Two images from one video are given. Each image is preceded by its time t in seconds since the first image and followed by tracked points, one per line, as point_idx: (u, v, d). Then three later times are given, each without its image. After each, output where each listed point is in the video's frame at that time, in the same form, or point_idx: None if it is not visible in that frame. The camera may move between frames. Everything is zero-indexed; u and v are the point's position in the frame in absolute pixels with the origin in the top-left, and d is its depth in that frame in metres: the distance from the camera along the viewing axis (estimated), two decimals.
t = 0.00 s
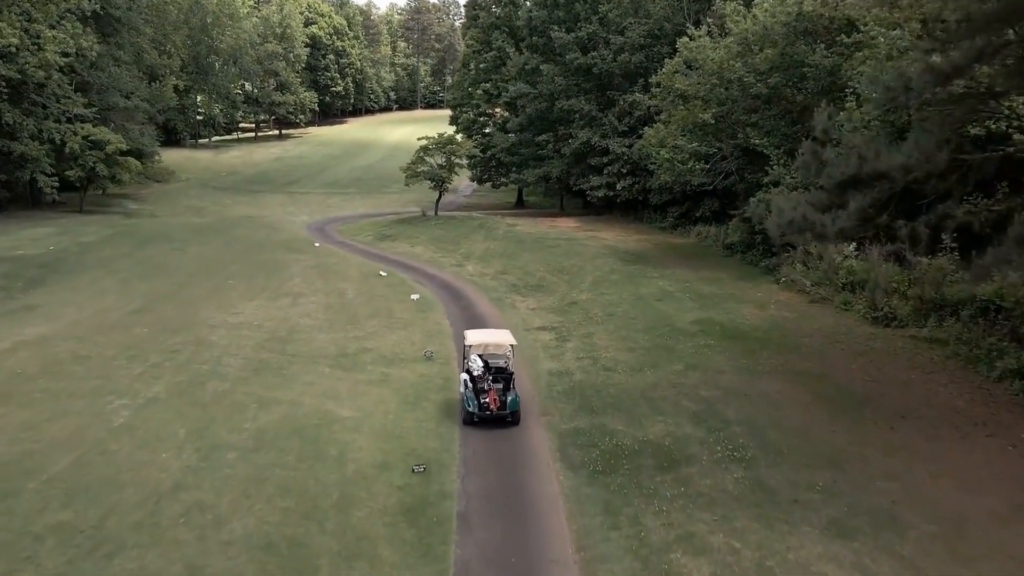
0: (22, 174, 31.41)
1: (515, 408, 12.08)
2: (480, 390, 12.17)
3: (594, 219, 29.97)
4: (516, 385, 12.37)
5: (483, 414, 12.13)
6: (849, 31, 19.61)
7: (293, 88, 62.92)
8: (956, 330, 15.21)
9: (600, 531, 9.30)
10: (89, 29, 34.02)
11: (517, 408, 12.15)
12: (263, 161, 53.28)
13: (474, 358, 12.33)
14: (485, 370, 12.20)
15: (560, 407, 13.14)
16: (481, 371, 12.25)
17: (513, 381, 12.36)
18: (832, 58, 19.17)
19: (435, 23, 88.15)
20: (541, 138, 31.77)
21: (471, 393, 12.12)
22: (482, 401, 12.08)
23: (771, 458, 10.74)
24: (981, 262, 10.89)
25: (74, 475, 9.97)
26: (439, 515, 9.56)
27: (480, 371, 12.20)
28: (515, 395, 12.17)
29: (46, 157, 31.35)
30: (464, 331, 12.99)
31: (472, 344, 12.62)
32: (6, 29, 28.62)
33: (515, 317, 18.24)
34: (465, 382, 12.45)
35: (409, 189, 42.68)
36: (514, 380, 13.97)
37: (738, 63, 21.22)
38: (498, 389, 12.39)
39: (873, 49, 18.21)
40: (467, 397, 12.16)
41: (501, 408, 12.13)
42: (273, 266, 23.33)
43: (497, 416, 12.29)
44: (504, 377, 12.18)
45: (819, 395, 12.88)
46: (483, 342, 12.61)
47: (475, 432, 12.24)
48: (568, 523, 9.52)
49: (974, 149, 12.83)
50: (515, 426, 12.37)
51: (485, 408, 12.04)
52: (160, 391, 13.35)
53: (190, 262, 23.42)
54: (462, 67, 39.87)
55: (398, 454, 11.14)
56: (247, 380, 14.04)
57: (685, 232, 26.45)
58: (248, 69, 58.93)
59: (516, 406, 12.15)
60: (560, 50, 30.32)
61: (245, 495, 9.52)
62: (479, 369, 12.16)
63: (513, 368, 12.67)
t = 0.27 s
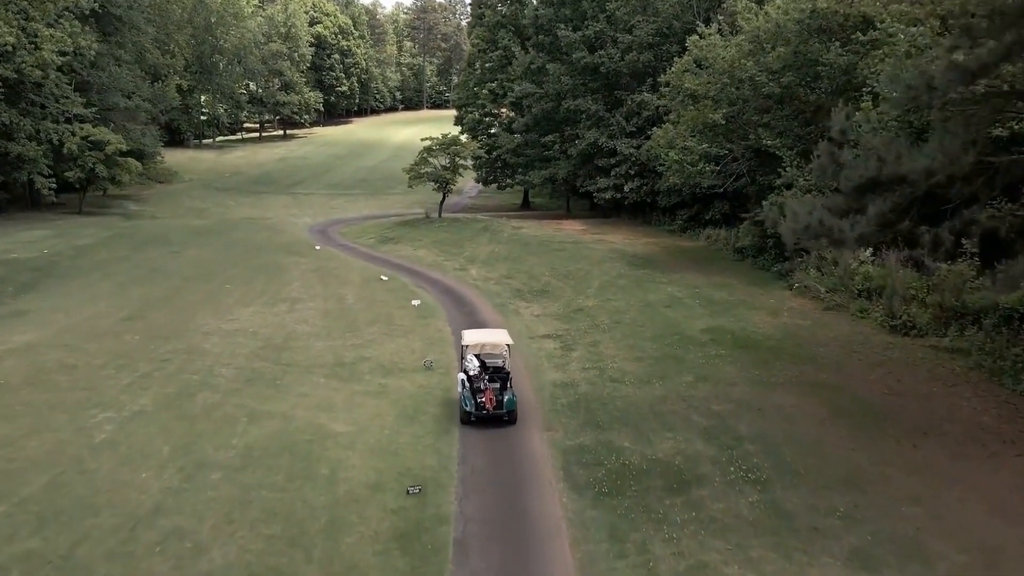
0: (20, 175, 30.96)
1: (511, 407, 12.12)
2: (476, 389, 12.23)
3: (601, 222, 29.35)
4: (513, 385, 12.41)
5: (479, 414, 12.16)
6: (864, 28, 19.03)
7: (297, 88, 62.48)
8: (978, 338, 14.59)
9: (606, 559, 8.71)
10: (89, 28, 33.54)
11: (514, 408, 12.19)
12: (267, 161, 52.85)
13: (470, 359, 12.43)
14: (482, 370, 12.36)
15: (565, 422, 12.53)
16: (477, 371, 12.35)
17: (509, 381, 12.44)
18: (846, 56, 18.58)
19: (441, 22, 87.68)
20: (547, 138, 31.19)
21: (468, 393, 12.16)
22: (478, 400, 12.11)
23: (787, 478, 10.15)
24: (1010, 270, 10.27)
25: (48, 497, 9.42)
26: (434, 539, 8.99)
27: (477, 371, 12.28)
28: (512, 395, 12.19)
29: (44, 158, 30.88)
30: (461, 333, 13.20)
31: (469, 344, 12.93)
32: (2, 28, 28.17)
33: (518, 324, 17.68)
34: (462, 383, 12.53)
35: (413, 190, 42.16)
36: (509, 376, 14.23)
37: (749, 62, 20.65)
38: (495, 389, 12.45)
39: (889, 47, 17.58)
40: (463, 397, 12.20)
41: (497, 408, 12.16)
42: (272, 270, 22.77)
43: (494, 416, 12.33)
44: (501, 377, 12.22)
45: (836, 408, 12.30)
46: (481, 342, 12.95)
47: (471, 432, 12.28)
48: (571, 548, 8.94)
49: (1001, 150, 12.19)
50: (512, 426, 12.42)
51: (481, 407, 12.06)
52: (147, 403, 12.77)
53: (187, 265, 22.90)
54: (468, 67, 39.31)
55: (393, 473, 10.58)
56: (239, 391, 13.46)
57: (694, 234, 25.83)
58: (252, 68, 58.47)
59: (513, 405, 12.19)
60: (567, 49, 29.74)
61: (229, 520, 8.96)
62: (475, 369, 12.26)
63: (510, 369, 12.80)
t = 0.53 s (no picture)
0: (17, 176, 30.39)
1: (508, 407, 12.14)
2: (474, 388, 12.24)
3: (610, 225, 28.60)
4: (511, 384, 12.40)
5: (477, 413, 12.18)
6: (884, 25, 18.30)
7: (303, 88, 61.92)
8: (1006, 351, 13.85)
9: None
10: (88, 27, 32.94)
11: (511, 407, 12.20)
12: (272, 161, 52.31)
13: (469, 359, 12.44)
14: (480, 370, 12.37)
15: (571, 441, 11.79)
16: (475, 371, 12.35)
17: (508, 382, 12.44)
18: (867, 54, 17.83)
19: (448, 22, 87.06)
20: (555, 139, 30.48)
21: (465, 392, 12.18)
22: (476, 400, 12.13)
23: (809, 507, 9.43)
24: None
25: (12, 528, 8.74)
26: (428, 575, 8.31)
27: (474, 371, 12.30)
28: (509, 395, 12.19)
29: (41, 158, 30.29)
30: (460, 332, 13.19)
31: (467, 343, 12.93)
32: None
33: (522, 332, 17.00)
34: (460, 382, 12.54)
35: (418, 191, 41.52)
36: (510, 372, 14.30)
37: (764, 61, 19.92)
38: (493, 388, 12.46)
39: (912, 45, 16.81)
40: (461, 396, 12.21)
41: (495, 407, 12.17)
42: (270, 275, 22.12)
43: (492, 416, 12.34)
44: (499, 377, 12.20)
45: (858, 427, 11.58)
46: (479, 341, 12.95)
47: (468, 432, 12.29)
48: None
49: None
50: (510, 426, 12.42)
51: (479, 407, 12.09)
52: (129, 419, 12.07)
53: (183, 269, 22.25)
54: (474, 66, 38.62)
55: (386, 499, 9.88)
56: (227, 406, 12.76)
57: (705, 238, 25.07)
58: (258, 68, 57.87)
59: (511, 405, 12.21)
60: (575, 48, 29.03)
61: (205, 555, 8.27)
62: (473, 368, 12.26)
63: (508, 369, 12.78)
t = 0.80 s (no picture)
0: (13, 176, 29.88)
1: (508, 407, 12.09)
2: (473, 389, 12.19)
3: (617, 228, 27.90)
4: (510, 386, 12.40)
5: (476, 413, 12.13)
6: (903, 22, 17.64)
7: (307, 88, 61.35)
8: None
9: None
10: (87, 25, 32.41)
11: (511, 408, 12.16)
12: (276, 162, 51.75)
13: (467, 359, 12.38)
14: (479, 370, 12.30)
15: (576, 460, 11.15)
16: (474, 372, 12.29)
17: (507, 382, 12.40)
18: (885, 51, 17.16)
19: (455, 21, 86.49)
20: (561, 140, 29.83)
21: (465, 393, 12.12)
22: (475, 400, 12.09)
23: (831, 536, 8.79)
24: None
25: None
26: None
27: (473, 371, 12.24)
28: (509, 395, 12.16)
29: (38, 159, 29.79)
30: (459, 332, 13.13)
31: (467, 343, 12.87)
32: None
33: (526, 341, 16.36)
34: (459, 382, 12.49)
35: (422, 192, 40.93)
36: (509, 376, 14.32)
37: (778, 59, 19.26)
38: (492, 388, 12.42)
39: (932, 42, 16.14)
40: (461, 396, 12.16)
41: (494, 408, 12.13)
42: (268, 279, 21.53)
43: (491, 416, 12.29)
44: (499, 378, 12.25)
45: (880, 446, 10.93)
46: (479, 341, 12.87)
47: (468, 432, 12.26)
48: None
49: None
50: (510, 426, 12.38)
51: (478, 407, 12.03)
52: (111, 435, 11.47)
53: (179, 273, 21.66)
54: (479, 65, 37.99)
55: (378, 525, 9.25)
56: (215, 421, 12.16)
57: (716, 242, 24.38)
58: (262, 67, 57.32)
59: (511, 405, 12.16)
60: (582, 46, 28.39)
61: None
62: (472, 369, 12.19)
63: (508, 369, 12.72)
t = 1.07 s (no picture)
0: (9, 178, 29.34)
1: (508, 407, 11.99)
2: (473, 388, 12.06)
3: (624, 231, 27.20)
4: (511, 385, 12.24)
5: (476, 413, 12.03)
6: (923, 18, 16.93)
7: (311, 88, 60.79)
8: None
9: None
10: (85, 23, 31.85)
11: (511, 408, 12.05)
12: (279, 162, 51.18)
13: (468, 358, 12.25)
14: (479, 369, 12.17)
15: (581, 481, 10.49)
16: (475, 371, 12.16)
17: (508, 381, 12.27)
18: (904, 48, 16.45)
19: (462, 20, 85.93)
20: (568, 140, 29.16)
21: (465, 392, 12.00)
22: (476, 399, 11.97)
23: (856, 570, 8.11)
24: None
25: None
26: None
27: (473, 370, 12.11)
28: (509, 395, 12.02)
29: (34, 159, 29.23)
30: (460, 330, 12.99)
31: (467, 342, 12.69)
32: None
33: (529, 350, 15.71)
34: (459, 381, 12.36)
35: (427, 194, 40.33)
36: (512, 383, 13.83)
37: (792, 57, 18.55)
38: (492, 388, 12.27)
39: (954, 39, 15.47)
40: (461, 396, 12.04)
41: (494, 407, 12.02)
42: (266, 284, 20.91)
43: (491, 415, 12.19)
44: (498, 377, 12.05)
45: (907, 467, 10.22)
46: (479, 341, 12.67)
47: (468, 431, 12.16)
48: None
49: None
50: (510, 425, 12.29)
51: (478, 407, 11.93)
52: (89, 453, 10.84)
53: (174, 278, 21.05)
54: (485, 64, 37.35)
55: (367, 556, 8.59)
56: (201, 438, 11.53)
57: (727, 246, 23.68)
58: (266, 67, 56.78)
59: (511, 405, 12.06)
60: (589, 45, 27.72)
61: None
62: (472, 368, 12.05)
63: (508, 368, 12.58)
